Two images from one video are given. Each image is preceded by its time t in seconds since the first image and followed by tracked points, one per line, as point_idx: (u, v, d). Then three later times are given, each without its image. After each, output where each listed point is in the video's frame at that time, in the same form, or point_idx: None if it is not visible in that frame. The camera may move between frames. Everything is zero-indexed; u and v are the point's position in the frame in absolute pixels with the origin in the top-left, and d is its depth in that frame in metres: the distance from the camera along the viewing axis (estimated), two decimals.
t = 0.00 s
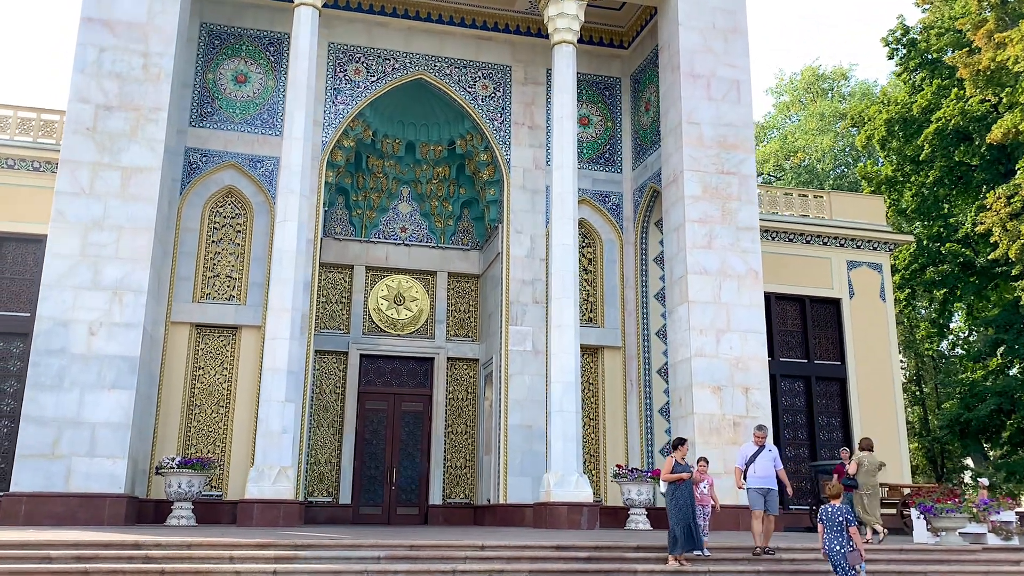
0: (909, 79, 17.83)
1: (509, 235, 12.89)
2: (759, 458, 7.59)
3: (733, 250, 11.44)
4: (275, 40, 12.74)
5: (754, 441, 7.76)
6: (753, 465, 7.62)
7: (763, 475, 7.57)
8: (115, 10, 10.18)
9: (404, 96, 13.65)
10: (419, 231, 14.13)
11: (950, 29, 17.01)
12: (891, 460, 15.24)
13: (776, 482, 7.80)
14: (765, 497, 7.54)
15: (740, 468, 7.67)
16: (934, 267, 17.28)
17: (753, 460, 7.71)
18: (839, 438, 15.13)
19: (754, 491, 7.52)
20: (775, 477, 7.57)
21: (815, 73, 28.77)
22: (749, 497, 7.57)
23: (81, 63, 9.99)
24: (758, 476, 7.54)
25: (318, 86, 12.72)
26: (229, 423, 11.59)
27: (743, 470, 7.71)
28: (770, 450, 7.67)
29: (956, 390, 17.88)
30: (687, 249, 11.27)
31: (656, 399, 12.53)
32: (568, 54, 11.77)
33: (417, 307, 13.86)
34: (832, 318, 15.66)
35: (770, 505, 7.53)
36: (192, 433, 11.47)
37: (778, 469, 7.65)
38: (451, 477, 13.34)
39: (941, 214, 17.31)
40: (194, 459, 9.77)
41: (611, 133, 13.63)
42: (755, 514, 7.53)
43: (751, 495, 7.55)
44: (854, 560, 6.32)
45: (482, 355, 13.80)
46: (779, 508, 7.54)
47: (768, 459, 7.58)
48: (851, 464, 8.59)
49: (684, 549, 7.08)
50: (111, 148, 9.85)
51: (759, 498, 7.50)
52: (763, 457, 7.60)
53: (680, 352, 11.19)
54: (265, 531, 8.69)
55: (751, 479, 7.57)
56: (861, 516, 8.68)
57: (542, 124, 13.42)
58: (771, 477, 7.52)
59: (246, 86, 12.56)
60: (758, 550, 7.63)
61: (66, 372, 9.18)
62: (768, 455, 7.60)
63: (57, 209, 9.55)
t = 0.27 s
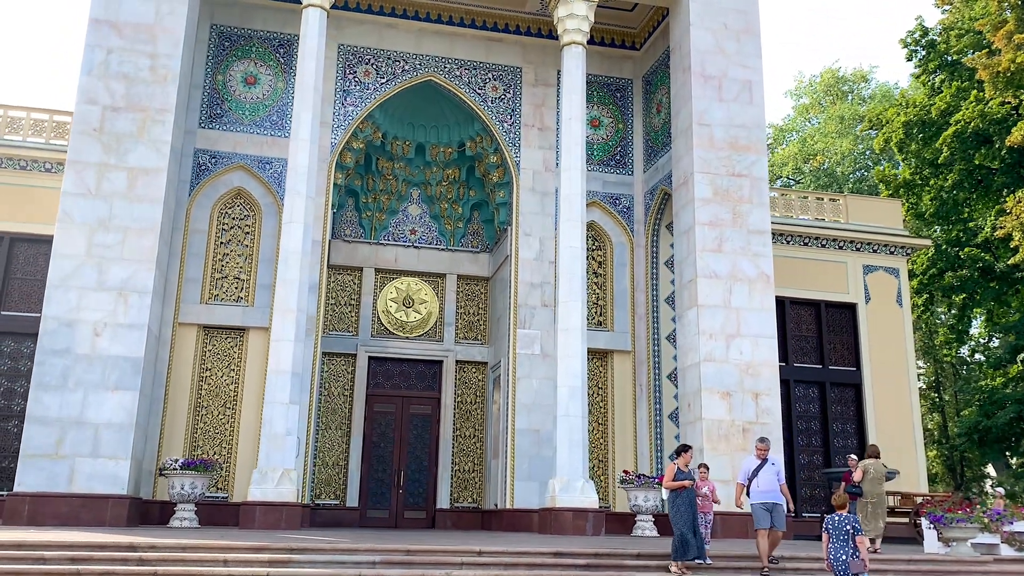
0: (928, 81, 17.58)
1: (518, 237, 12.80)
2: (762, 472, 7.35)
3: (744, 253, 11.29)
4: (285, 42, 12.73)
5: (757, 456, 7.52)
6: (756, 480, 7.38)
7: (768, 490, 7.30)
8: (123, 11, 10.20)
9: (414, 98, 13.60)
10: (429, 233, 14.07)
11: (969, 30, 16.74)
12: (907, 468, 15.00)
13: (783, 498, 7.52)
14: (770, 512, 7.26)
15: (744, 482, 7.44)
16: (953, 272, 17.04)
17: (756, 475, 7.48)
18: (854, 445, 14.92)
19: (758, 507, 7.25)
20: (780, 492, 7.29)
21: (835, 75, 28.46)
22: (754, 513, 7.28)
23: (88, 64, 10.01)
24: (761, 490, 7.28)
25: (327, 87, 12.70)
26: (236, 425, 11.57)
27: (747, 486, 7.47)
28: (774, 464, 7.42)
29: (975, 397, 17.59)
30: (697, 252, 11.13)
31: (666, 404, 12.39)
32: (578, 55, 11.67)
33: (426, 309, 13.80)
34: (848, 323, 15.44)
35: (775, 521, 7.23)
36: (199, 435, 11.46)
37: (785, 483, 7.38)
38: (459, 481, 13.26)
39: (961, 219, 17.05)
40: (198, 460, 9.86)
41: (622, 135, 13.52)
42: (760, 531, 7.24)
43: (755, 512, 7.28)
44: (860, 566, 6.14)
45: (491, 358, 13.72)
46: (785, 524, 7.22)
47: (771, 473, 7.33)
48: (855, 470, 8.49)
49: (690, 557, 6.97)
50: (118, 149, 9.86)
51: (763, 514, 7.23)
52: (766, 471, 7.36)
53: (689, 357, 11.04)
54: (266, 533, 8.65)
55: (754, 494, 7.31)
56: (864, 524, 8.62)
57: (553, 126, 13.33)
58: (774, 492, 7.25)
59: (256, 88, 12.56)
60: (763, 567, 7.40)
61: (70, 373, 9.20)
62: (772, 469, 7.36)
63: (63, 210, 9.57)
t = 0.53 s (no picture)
0: (942, 76, 17.40)
1: (524, 234, 12.76)
2: (759, 469, 7.29)
3: (751, 250, 11.20)
4: (292, 39, 12.76)
5: (753, 452, 7.46)
6: (753, 477, 7.31)
7: (764, 486, 7.23)
8: (129, 9, 10.24)
9: (421, 95, 13.59)
10: (436, 230, 14.05)
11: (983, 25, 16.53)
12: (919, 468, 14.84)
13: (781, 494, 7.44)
14: (767, 509, 7.19)
15: (741, 480, 7.37)
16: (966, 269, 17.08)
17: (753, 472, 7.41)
18: (865, 444, 14.78)
19: (755, 504, 7.20)
20: (777, 488, 7.22)
21: (850, 72, 28.21)
22: (751, 511, 7.22)
23: (94, 62, 10.07)
24: (758, 488, 7.21)
25: (333, 84, 12.71)
26: (241, 421, 11.60)
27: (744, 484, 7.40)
28: (771, 460, 7.35)
29: (990, 397, 17.39)
30: (703, 248, 11.05)
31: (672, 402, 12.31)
32: (583, 51, 11.61)
33: (433, 306, 13.79)
34: (859, 321, 15.29)
35: (773, 518, 7.16)
36: (205, 431, 11.50)
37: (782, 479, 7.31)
38: (466, 478, 13.24)
39: (976, 215, 16.84)
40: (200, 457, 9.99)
41: (630, 132, 13.45)
42: (757, 528, 7.19)
43: (752, 509, 7.22)
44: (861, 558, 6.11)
45: (498, 355, 13.68)
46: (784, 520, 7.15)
47: (768, 470, 7.26)
48: (855, 468, 8.42)
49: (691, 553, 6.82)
50: (123, 146, 9.91)
51: (760, 512, 7.17)
52: (762, 468, 7.29)
53: (695, 354, 10.97)
54: (266, 528, 8.66)
55: (751, 492, 7.25)
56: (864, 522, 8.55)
57: (559, 122, 13.27)
58: (770, 488, 7.19)
59: (262, 85, 12.58)
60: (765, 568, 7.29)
61: (74, 368, 9.25)
62: (769, 465, 7.29)
63: (68, 206, 9.62)
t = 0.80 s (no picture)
0: (953, 68, 17.18)
1: (526, 231, 12.67)
2: (755, 467, 7.19)
3: (754, 245, 11.06)
4: (293, 37, 12.72)
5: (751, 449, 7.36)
6: (751, 474, 7.21)
7: (761, 484, 7.14)
8: (127, 7, 10.23)
9: (423, 92, 13.52)
10: (439, 228, 13.98)
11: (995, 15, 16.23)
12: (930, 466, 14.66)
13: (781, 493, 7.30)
14: (764, 509, 7.09)
15: (739, 477, 7.29)
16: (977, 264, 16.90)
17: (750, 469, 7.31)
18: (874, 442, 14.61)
19: (752, 503, 7.11)
20: (775, 486, 7.12)
21: (862, 66, 27.91)
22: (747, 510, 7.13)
23: (92, 61, 10.06)
24: (754, 485, 7.13)
25: (334, 82, 12.66)
26: (243, 420, 11.59)
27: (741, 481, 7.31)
28: (769, 457, 7.24)
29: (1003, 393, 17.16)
30: (706, 244, 10.93)
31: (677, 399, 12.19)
32: (584, 45, 11.50)
33: (436, 304, 13.73)
34: (868, 317, 15.11)
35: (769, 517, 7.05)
36: (206, 430, 11.49)
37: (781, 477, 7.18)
38: (470, 477, 13.17)
39: (988, 209, 16.57)
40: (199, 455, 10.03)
41: (633, 126, 13.32)
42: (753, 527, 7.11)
43: (749, 508, 7.13)
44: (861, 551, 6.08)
45: (502, 353, 13.60)
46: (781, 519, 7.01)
47: (766, 466, 7.17)
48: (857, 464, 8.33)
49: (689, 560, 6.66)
50: (121, 144, 9.89)
51: (757, 511, 7.09)
52: (759, 465, 7.20)
53: (698, 351, 10.85)
54: (263, 527, 8.62)
55: (748, 489, 7.17)
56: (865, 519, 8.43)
57: (562, 118, 13.17)
58: (768, 486, 7.10)
59: (263, 83, 12.55)
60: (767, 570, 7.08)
61: (72, 367, 9.24)
62: (767, 462, 7.18)
63: (66, 206, 9.62)
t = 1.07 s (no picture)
0: (965, 63, 17.02)
1: (532, 228, 12.64)
2: (755, 465, 7.12)
3: (759, 241, 10.97)
4: (298, 36, 12.75)
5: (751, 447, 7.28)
6: (751, 472, 7.14)
7: (762, 483, 7.07)
8: (131, 7, 10.28)
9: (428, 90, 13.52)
10: (446, 226, 13.97)
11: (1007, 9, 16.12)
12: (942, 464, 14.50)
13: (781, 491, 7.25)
14: (763, 508, 7.03)
15: (739, 476, 7.22)
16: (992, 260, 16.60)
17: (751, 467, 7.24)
18: (885, 440, 14.47)
19: (751, 503, 7.05)
20: (775, 484, 7.05)
21: (876, 62, 27.71)
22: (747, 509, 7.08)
23: (96, 61, 10.12)
24: (754, 484, 7.05)
25: (339, 80, 12.68)
26: (249, 418, 11.63)
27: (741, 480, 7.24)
28: (769, 454, 7.16)
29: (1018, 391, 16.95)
30: (710, 240, 10.85)
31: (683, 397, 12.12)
32: (588, 42, 11.45)
33: (442, 302, 13.72)
34: (879, 314, 14.97)
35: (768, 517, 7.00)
36: (212, 428, 11.54)
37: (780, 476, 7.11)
38: (476, 475, 13.15)
39: (1002, 205, 16.22)
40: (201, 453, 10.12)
41: (639, 123, 13.25)
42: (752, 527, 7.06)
43: (749, 507, 7.07)
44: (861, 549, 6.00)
45: (508, 351, 13.57)
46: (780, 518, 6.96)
47: (766, 465, 7.09)
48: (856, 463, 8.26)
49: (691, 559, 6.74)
50: (124, 144, 9.94)
51: (756, 511, 7.03)
52: (759, 464, 7.12)
53: (703, 348, 10.77)
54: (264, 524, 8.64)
55: (748, 489, 7.10)
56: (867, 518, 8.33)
57: (568, 115, 13.13)
58: (768, 485, 7.02)
59: (269, 83, 12.57)
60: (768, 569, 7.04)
61: (76, 366, 9.29)
62: (767, 461, 7.10)
63: (70, 205, 9.68)
